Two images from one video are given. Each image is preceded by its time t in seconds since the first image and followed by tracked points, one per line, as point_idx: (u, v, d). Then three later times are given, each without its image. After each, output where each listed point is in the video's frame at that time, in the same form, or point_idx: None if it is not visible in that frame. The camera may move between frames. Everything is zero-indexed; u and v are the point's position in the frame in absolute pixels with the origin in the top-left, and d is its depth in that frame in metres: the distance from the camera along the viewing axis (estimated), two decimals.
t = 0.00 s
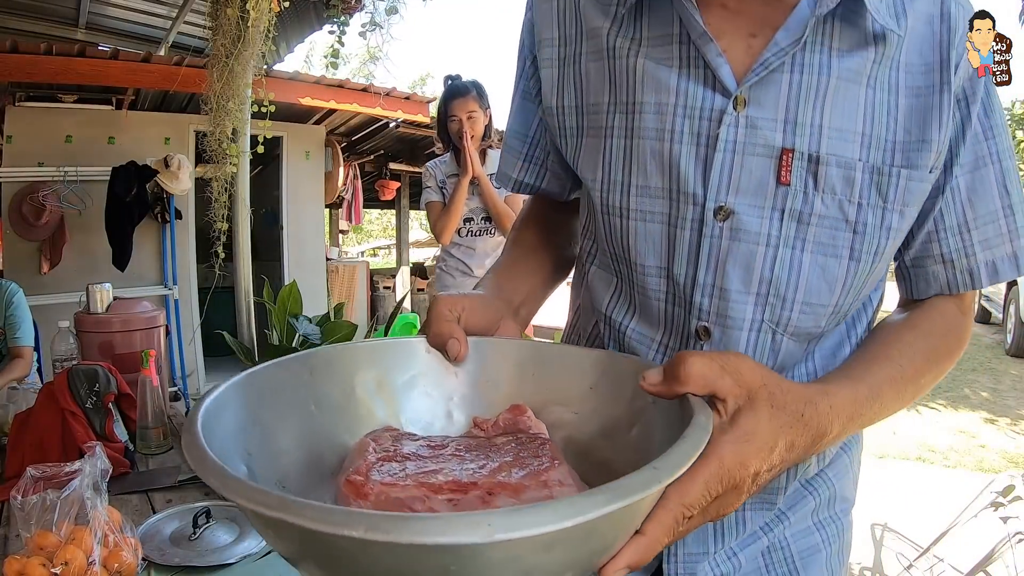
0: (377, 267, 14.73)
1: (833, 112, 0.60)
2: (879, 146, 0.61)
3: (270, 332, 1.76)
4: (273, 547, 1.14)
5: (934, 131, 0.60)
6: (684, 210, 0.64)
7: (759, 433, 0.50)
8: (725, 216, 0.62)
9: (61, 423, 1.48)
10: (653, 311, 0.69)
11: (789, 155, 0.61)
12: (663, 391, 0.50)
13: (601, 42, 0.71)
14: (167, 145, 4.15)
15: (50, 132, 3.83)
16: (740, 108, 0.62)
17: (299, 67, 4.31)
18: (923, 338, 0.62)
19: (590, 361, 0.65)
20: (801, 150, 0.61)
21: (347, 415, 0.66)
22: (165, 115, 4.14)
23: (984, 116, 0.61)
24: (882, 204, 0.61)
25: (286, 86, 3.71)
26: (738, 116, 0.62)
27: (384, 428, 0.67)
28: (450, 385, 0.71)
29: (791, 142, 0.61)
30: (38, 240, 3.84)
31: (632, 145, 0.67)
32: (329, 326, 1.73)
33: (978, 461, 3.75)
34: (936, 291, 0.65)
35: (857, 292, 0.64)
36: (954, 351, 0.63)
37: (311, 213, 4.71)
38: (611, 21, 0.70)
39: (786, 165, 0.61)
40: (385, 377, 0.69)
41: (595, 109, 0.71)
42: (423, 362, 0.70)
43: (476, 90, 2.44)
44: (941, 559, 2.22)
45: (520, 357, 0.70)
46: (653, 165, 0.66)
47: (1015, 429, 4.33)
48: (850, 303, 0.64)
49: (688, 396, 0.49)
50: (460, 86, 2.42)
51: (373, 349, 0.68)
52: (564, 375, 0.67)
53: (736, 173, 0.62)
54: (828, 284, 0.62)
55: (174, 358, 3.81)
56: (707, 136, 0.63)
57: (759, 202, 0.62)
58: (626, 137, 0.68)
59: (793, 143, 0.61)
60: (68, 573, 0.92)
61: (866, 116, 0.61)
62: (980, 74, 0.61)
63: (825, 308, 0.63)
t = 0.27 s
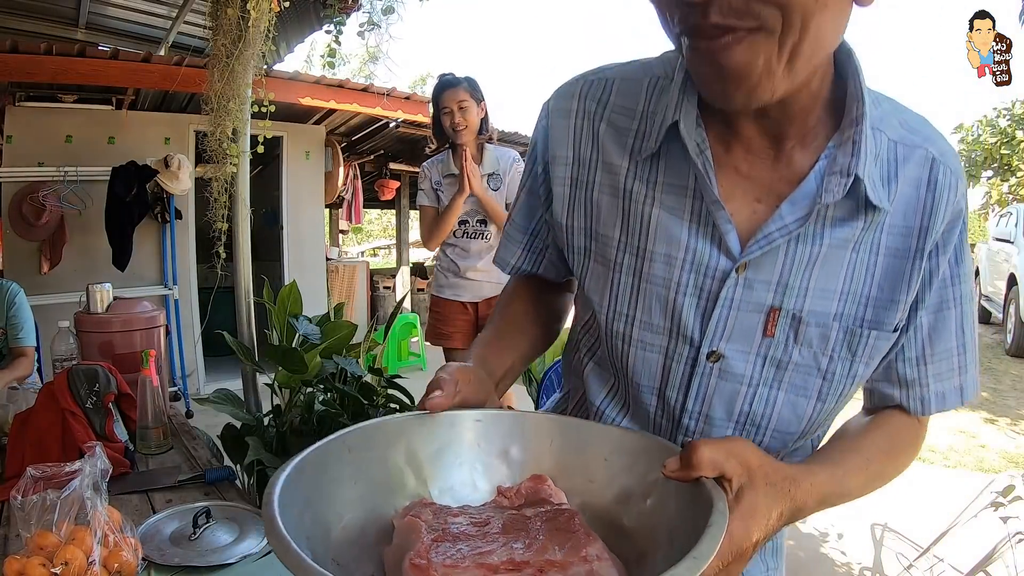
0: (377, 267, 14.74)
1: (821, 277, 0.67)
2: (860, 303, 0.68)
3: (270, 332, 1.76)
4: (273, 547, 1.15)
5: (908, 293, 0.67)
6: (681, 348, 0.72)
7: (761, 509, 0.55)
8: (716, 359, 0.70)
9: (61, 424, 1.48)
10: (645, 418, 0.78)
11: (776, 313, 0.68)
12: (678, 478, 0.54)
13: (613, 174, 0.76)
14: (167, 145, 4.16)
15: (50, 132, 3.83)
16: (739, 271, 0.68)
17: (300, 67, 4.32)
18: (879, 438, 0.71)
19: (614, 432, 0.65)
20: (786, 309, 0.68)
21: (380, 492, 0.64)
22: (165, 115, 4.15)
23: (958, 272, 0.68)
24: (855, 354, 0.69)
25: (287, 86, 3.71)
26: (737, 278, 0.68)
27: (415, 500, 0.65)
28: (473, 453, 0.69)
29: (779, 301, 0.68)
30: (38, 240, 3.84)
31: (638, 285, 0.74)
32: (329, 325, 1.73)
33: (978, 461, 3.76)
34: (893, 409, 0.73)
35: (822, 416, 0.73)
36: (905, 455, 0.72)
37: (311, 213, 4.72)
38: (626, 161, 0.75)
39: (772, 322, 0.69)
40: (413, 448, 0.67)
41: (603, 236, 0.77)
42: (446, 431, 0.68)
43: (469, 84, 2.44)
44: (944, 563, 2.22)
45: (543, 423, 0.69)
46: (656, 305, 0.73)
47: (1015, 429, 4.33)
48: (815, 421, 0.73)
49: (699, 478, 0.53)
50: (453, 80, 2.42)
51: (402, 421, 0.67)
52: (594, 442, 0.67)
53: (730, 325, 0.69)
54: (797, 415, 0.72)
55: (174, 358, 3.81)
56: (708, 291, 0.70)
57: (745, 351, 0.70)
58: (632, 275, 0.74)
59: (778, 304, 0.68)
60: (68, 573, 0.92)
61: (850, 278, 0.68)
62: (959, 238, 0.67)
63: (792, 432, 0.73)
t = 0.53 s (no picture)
0: (377, 267, 14.74)
1: (766, 415, 0.85)
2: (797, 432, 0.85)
3: (270, 332, 1.76)
4: (273, 546, 1.14)
5: (832, 423, 0.85)
6: (652, 461, 0.89)
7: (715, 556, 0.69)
8: (679, 472, 0.87)
9: (61, 424, 1.48)
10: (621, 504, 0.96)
11: (727, 440, 0.86)
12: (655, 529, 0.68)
13: (599, 320, 0.92)
14: (167, 145, 4.16)
15: (50, 132, 3.83)
16: (701, 412, 0.84)
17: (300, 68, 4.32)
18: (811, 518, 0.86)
19: (603, 480, 0.80)
20: (735, 438, 0.86)
21: (405, 522, 0.78)
22: (165, 115, 4.15)
23: (871, 401, 0.87)
24: (793, 472, 0.86)
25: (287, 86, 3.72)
26: (699, 418, 0.85)
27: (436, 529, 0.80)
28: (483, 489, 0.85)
29: (731, 431, 0.85)
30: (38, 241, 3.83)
31: (619, 414, 0.90)
32: (329, 325, 1.72)
33: (979, 461, 3.75)
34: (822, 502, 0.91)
35: (764, 511, 0.91)
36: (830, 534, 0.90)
37: (311, 213, 4.72)
38: (611, 309, 0.91)
39: (724, 447, 0.86)
40: (433, 485, 0.82)
41: (590, 369, 0.93)
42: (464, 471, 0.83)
43: (478, 81, 2.42)
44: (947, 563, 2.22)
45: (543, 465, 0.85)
46: (634, 431, 0.89)
47: (1015, 429, 4.33)
48: (760, 514, 0.91)
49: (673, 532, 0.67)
50: (462, 75, 2.41)
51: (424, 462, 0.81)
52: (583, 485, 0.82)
53: (693, 450, 0.86)
54: (743, 512, 0.90)
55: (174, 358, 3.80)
56: (676, 425, 0.87)
57: (703, 466, 0.87)
58: (614, 405, 0.91)
59: (729, 435, 0.86)
60: (69, 573, 0.93)
61: (786, 412, 0.86)
62: (873, 377, 0.86)
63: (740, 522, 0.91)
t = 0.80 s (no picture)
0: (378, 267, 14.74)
1: (705, 375, 1.01)
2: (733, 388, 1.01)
3: (270, 331, 1.76)
4: (273, 547, 1.14)
5: (762, 377, 1.00)
6: (619, 425, 1.04)
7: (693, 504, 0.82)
8: (643, 433, 1.02)
9: (62, 423, 1.48)
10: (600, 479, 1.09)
11: (677, 400, 1.02)
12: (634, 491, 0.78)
13: (564, 317, 1.11)
14: (167, 145, 4.16)
15: (50, 132, 3.83)
16: (649, 373, 1.02)
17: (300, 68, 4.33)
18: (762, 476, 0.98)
19: (581, 448, 0.95)
20: (682, 396, 1.01)
21: (412, 495, 0.90)
22: (165, 115, 4.15)
23: (793, 360, 1.02)
24: (737, 424, 1.00)
25: (287, 86, 3.72)
26: (650, 378, 1.02)
27: (441, 498, 0.92)
28: (478, 460, 0.98)
29: (678, 392, 1.02)
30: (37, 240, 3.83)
31: (586, 391, 1.07)
32: (329, 325, 1.72)
33: (979, 461, 3.76)
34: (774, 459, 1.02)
35: (725, 471, 1.02)
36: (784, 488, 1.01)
37: (311, 213, 4.72)
38: (572, 305, 1.10)
39: (675, 405, 1.02)
40: (434, 460, 0.94)
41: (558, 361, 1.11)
42: (460, 444, 0.97)
43: (491, 79, 2.39)
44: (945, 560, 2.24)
45: (529, 435, 0.99)
46: (600, 403, 1.06)
47: (1016, 429, 4.33)
48: (722, 473, 1.02)
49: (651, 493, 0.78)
50: (475, 71, 2.39)
51: (426, 440, 0.93)
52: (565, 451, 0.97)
53: (649, 411, 1.02)
54: (703, 469, 1.02)
55: (174, 358, 3.80)
56: (632, 390, 1.03)
57: (661, 425, 1.02)
58: (581, 386, 1.08)
59: (677, 395, 1.02)
60: (69, 573, 0.93)
61: (723, 374, 1.02)
62: (791, 340, 1.02)
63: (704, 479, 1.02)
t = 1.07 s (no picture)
0: (377, 267, 14.73)
1: (675, 336, 1.19)
2: (702, 344, 1.19)
3: (269, 331, 1.76)
4: (273, 546, 1.14)
5: (725, 334, 1.18)
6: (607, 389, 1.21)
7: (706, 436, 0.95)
8: (627, 394, 1.20)
9: (61, 424, 1.48)
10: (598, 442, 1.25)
11: (653, 360, 1.19)
12: (652, 426, 0.92)
13: (546, 303, 1.29)
14: (167, 145, 4.16)
15: (50, 132, 3.83)
16: (626, 340, 1.20)
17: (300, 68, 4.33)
18: (753, 421, 1.16)
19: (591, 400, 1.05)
20: (656, 356, 1.19)
21: (437, 466, 0.96)
22: (165, 115, 4.15)
23: (756, 316, 1.22)
24: (709, 375, 1.18)
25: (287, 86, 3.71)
26: (626, 344, 1.20)
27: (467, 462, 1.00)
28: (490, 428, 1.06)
29: (653, 353, 1.20)
30: (37, 241, 3.83)
31: (573, 362, 1.25)
32: (329, 325, 1.72)
33: (979, 461, 3.75)
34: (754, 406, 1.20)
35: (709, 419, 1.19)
36: (771, 431, 1.17)
37: (311, 213, 4.72)
38: (552, 292, 1.28)
39: (652, 365, 1.19)
40: (451, 434, 1.01)
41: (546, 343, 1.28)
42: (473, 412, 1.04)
43: (494, 79, 2.39)
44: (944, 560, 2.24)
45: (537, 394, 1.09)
46: (587, 370, 1.23)
47: (1016, 429, 4.32)
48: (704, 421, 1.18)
49: (668, 426, 0.91)
50: (478, 71, 2.38)
51: (441, 414, 1.00)
52: (575, 410, 1.06)
53: (629, 372, 1.19)
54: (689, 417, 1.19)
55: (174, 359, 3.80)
56: (612, 355, 1.21)
57: (643, 384, 1.19)
58: (566, 359, 1.26)
59: (652, 355, 1.19)
60: (69, 573, 0.93)
61: (692, 334, 1.19)
62: (746, 301, 1.21)
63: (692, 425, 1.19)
